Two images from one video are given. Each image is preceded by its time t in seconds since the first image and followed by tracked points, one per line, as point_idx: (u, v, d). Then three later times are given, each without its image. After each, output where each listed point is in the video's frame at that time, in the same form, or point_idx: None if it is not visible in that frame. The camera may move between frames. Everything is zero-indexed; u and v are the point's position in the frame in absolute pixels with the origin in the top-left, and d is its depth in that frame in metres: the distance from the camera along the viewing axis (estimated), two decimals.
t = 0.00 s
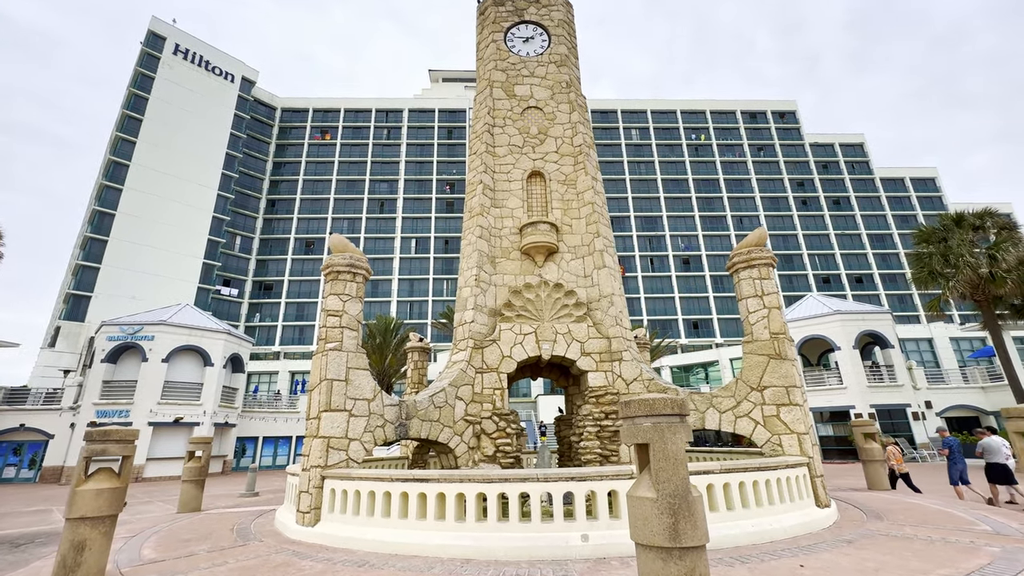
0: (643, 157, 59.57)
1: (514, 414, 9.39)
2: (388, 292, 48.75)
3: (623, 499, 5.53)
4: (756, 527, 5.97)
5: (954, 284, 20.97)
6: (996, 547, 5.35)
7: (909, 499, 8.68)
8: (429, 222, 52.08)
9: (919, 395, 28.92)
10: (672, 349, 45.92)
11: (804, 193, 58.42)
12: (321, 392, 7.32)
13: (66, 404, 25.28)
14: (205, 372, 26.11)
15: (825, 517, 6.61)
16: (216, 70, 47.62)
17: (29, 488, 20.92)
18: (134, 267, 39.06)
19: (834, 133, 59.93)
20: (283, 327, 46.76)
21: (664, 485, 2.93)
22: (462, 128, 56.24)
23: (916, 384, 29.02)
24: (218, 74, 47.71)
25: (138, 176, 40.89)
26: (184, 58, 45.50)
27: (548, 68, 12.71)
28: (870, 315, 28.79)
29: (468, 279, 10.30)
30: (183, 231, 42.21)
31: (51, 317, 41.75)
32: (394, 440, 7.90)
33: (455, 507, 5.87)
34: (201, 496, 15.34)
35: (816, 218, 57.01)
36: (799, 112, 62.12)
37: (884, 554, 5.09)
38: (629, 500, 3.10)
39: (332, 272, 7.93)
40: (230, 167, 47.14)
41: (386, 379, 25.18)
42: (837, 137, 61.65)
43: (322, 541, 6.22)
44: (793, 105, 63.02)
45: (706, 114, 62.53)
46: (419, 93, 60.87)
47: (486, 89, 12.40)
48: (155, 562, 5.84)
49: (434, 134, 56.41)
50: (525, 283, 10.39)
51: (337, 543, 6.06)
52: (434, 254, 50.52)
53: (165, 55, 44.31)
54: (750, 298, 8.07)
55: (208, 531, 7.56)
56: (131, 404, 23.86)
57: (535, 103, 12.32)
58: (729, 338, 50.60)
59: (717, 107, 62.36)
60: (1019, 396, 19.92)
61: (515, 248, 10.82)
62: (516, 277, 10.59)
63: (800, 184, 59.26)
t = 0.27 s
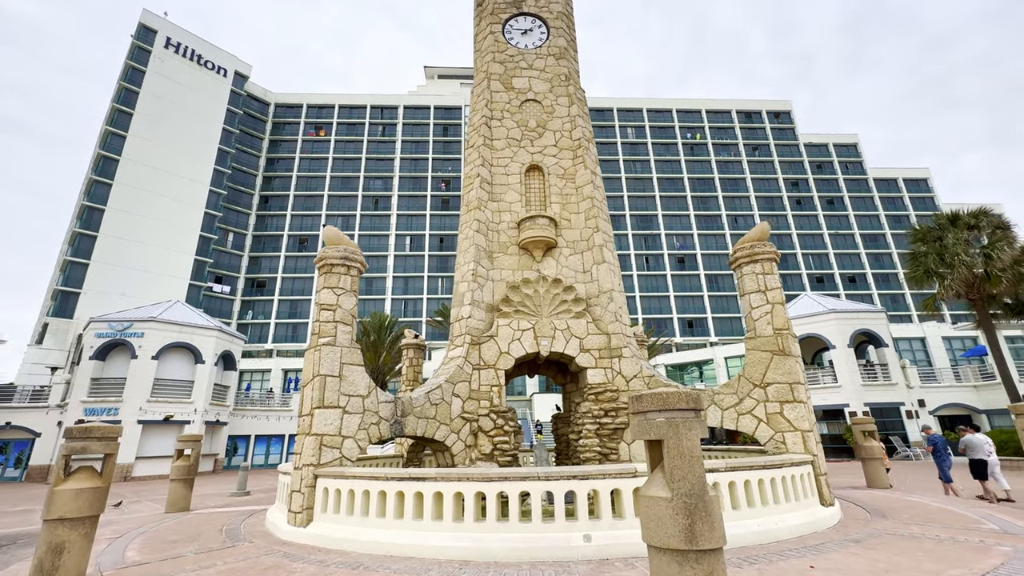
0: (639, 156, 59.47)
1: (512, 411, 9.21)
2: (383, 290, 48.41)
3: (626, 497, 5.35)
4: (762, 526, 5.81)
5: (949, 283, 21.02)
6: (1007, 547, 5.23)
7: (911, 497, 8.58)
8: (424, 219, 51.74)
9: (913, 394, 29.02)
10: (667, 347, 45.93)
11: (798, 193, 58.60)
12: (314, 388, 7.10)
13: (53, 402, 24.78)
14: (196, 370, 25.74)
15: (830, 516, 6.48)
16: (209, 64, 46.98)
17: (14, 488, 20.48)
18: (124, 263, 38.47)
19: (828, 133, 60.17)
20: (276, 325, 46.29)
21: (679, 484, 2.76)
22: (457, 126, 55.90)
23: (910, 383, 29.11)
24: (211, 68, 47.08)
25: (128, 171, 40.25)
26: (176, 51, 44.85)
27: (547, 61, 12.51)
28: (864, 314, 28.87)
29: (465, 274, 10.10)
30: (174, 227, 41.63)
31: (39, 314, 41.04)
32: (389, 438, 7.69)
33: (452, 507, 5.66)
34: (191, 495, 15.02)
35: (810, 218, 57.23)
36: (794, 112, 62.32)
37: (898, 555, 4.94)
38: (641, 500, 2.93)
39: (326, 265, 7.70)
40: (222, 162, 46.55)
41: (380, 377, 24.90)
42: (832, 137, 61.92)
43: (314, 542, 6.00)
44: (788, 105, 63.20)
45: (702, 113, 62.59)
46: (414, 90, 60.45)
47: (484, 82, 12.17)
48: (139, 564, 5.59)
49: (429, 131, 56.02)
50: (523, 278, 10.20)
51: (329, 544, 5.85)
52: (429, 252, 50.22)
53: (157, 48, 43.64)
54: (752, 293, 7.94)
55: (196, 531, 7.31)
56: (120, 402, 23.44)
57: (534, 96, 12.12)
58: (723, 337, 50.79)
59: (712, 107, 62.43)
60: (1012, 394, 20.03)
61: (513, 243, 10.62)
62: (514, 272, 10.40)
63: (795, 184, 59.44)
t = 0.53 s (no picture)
0: (635, 154, 59.36)
1: (509, 409, 9.01)
2: (377, 288, 48.06)
3: (629, 498, 5.16)
4: (767, 528, 5.65)
5: (945, 282, 21.07)
6: (1019, 548, 5.11)
7: (912, 496, 8.49)
8: (419, 217, 51.40)
9: (906, 393, 29.13)
10: (663, 346, 45.92)
11: (793, 193, 58.76)
12: (305, 385, 6.85)
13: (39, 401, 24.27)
14: (186, 368, 25.33)
15: (835, 516, 6.34)
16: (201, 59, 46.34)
17: None
18: (114, 260, 37.83)
19: (823, 133, 60.40)
20: (269, 323, 45.87)
21: (695, 485, 2.58)
22: (453, 123, 55.54)
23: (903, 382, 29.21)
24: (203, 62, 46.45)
25: (118, 166, 39.61)
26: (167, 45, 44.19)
27: (545, 53, 12.31)
28: (859, 313, 28.95)
29: (462, 270, 9.88)
30: (165, 223, 41.02)
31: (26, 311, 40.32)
32: (383, 437, 7.47)
33: (449, 509, 5.45)
34: (180, 495, 14.71)
35: (804, 218, 57.42)
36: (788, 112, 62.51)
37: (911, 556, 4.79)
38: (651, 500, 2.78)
39: (318, 259, 7.46)
40: (214, 158, 45.97)
41: (374, 375, 24.63)
42: (826, 137, 62.16)
43: (305, 544, 5.78)
44: (782, 105, 63.37)
45: (697, 113, 62.62)
46: (409, 87, 60.02)
47: (481, 74, 11.94)
48: (121, 569, 5.34)
49: (424, 128, 55.63)
50: (521, 274, 10.00)
51: (321, 547, 5.62)
52: (424, 250, 49.88)
53: (147, 42, 42.97)
54: (755, 289, 7.79)
55: (183, 533, 7.05)
56: (109, 400, 23.01)
57: (531, 89, 11.92)
58: (718, 336, 50.97)
59: (708, 106, 62.46)
60: (1005, 393, 20.07)
61: (510, 238, 10.42)
62: (511, 268, 10.20)
63: (789, 184, 59.62)
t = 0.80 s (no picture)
0: (630, 154, 59.29)
1: (506, 408, 8.83)
2: (371, 286, 47.72)
3: (632, 499, 5.00)
4: (772, 529, 5.48)
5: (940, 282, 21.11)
6: None
7: (914, 496, 8.40)
8: (414, 215, 51.06)
9: (900, 392, 29.23)
10: (658, 345, 45.93)
11: (787, 193, 58.93)
12: (296, 383, 6.63)
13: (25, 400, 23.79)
14: (176, 366, 24.92)
15: (839, 517, 6.21)
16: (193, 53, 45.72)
17: None
18: (103, 256, 37.20)
19: (817, 134, 60.64)
20: (261, 321, 45.47)
21: (713, 489, 2.41)
22: (448, 120, 55.19)
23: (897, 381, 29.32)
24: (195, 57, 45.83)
25: (108, 161, 38.97)
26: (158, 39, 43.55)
27: (543, 47, 12.13)
28: (853, 313, 29.02)
29: (458, 266, 9.68)
30: (156, 220, 40.41)
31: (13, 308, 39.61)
32: (377, 436, 7.26)
33: (446, 511, 5.25)
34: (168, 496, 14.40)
35: (798, 218, 57.57)
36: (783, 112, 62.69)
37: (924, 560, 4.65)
38: (663, 504, 2.62)
39: (310, 253, 7.23)
40: (207, 154, 45.39)
41: (368, 374, 24.38)
42: (820, 138, 62.41)
43: (295, 548, 5.56)
44: (777, 106, 63.52)
45: (693, 112, 62.65)
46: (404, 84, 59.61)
47: (478, 67, 11.72)
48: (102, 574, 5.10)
49: (420, 125, 55.25)
50: (519, 270, 9.82)
51: (313, 551, 5.41)
52: (419, 248, 49.58)
53: (138, 35, 42.30)
54: (758, 285, 7.66)
55: (169, 536, 6.81)
56: (97, 398, 22.58)
57: (530, 83, 11.73)
58: (712, 335, 51.12)
59: (704, 106, 62.49)
60: (999, 392, 20.11)
61: (508, 234, 10.24)
62: (508, 264, 10.01)
63: (784, 184, 59.79)
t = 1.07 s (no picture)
0: (626, 153, 59.23)
1: (503, 405, 8.66)
2: (366, 284, 47.38)
3: (636, 499, 4.85)
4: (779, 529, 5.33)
5: (935, 281, 21.18)
6: None
7: (915, 495, 8.32)
8: (409, 212, 50.73)
9: (894, 390, 29.35)
10: (653, 344, 45.95)
11: (782, 193, 59.15)
12: (289, 379, 6.42)
13: (11, 398, 23.33)
14: (167, 363, 24.54)
15: (845, 517, 6.09)
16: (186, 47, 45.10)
17: None
18: (92, 252, 36.61)
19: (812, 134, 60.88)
20: (254, 318, 45.05)
21: (736, 488, 2.27)
22: (444, 118, 54.85)
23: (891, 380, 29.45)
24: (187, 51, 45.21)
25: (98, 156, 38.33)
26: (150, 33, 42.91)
27: (542, 40, 11.95)
28: (848, 312, 29.08)
29: (455, 261, 9.50)
30: (146, 215, 39.81)
31: None
32: (372, 434, 7.06)
33: (443, 511, 5.07)
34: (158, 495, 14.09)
35: (792, 218, 57.74)
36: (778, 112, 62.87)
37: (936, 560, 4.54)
38: (679, 502, 2.49)
39: (303, 245, 7.02)
40: (199, 149, 44.82)
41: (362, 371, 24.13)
42: (815, 138, 62.69)
43: (287, 550, 5.36)
44: (772, 106, 63.66)
45: (689, 112, 62.70)
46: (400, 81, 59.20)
47: (476, 59, 11.52)
48: None
49: (415, 122, 54.89)
50: (517, 265, 9.66)
51: (306, 553, 5.21)
52: (414, 246, 49.27)
53: (130, 29, 41.66)
54: (761, 281, 7.53)
55: (156, 537, 6.58)
56: (85, 396, 22.18)
57: (528, 76, 11.55)
58: (707, 334, 51.29)
59: (699, 105, 62.56)
60: (993, 391, 20.17)
61: (505, 229, 10.07)
62: (506, 259, 9.84)
63: (778, 184, 60.00)
